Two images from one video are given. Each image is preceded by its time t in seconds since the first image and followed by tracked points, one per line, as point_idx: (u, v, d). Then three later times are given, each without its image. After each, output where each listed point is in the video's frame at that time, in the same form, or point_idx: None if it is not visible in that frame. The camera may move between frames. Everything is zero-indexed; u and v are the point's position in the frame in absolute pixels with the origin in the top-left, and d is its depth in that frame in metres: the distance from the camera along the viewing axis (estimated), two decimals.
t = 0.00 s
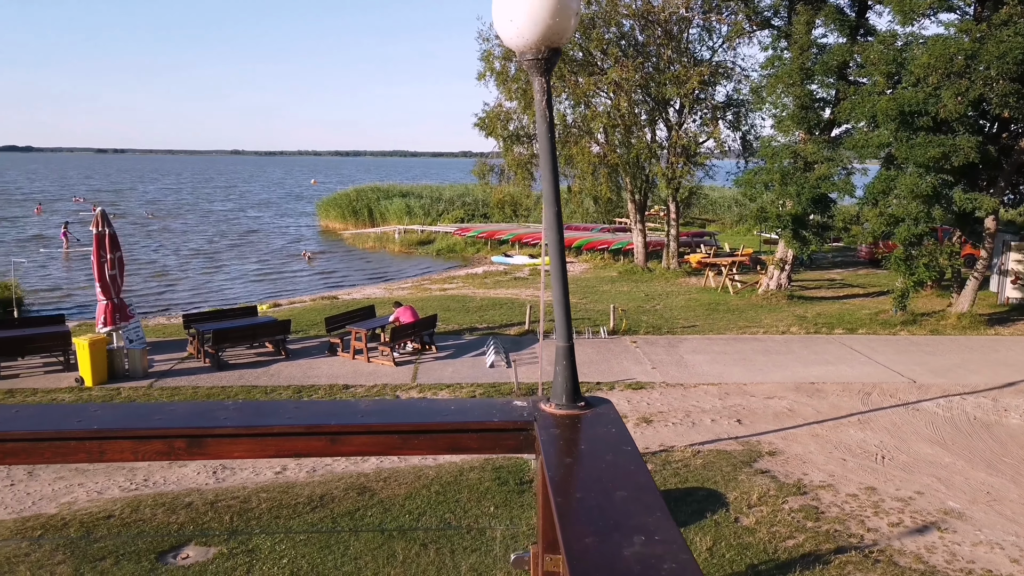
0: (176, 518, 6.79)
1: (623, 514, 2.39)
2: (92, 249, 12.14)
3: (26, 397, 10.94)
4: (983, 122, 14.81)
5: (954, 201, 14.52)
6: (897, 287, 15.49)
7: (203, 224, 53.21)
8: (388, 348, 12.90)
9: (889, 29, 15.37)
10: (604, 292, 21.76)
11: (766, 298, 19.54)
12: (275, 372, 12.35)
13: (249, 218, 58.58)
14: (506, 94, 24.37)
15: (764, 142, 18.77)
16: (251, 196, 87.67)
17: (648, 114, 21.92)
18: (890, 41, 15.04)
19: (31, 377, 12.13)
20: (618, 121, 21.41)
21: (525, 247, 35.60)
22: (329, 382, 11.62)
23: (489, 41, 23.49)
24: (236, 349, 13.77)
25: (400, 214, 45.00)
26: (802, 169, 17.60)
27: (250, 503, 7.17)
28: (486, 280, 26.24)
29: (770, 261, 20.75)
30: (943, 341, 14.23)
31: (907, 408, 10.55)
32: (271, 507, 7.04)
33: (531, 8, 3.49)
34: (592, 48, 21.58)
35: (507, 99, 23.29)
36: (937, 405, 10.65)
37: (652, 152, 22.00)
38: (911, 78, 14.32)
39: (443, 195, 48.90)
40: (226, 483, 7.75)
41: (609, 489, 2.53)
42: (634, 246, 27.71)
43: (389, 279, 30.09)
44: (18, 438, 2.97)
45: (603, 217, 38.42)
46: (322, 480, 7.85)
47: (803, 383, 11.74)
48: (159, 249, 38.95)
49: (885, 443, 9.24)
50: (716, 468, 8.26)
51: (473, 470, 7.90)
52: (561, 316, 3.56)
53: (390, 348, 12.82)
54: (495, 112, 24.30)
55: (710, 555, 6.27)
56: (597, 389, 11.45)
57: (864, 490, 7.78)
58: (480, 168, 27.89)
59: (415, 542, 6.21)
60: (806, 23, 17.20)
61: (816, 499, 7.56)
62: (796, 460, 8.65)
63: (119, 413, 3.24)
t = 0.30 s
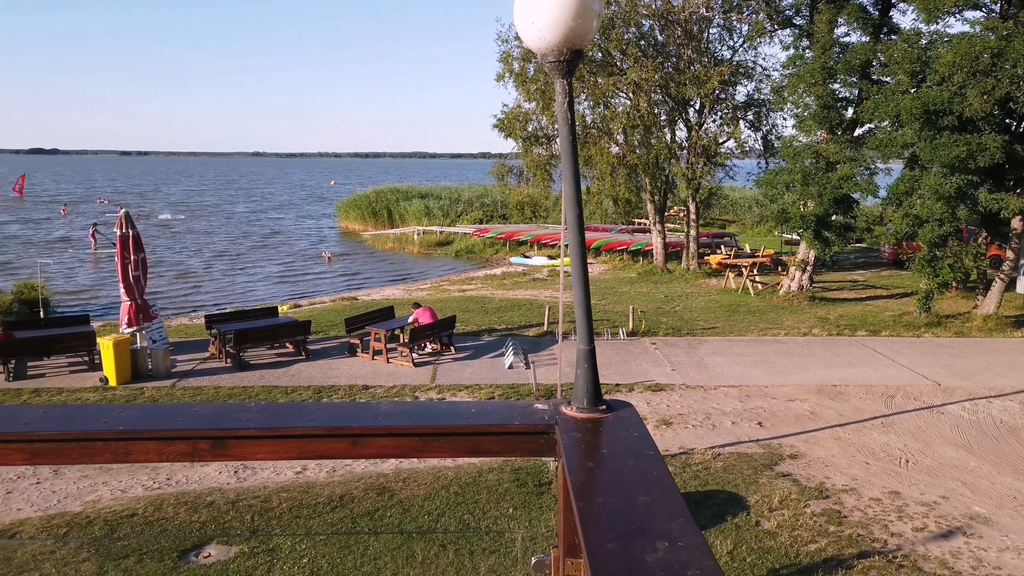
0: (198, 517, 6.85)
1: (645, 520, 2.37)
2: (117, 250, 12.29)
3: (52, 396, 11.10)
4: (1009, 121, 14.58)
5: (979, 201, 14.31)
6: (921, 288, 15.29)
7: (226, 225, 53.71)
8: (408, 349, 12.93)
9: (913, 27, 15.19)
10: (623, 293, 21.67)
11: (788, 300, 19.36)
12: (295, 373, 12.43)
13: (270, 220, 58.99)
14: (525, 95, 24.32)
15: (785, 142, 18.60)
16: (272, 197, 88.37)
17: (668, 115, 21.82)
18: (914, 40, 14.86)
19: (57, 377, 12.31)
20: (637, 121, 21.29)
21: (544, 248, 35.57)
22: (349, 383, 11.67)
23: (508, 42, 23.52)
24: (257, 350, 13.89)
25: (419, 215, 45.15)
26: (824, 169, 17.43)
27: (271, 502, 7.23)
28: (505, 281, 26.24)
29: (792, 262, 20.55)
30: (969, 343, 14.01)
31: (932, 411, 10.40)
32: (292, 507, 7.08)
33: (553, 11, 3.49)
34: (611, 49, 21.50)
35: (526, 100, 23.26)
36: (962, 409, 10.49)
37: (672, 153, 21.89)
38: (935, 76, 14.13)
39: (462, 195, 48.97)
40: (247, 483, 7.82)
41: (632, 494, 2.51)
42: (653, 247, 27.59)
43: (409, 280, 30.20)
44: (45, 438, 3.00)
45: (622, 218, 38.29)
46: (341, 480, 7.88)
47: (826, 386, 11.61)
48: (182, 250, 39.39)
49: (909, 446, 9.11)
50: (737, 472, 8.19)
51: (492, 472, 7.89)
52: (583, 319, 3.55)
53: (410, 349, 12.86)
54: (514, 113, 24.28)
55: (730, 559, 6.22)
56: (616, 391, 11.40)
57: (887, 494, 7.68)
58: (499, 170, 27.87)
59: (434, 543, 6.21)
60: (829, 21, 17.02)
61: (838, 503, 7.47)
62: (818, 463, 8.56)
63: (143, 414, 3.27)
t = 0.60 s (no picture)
0: (217, 516, 6.91)
1: (665, 526, 2.36)
2: (137, 250, 12.40)
3: (74, 395, 11.23)
4: None
5: (1002, 201, 14.12)
6: (942, 290, 15.10)
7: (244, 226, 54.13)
8: (424, 350, 12.96)
9: (935, 26, 15.01)
10: (640, 295, 21.59)
11: (806, 301, 19.20)
12: (313, 373, 12.50)
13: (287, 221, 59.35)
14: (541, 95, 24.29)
15: (804, 142, 18.44)
16: (290, 198, 88.92)
17: (685, 115, 21.71)
18: (936, 39, 14.69)
19: (79, 376, 12.45)
20: (654, 122, 21.19)
21: (560, 248, 35.52)
22: (366, 383, 11.71)
23: (525, 43, 23.49)
24: (275, 350, 13.98)
25: (435, 216, 45.26)
26: (843, 170, 17.27)
27: (289, 502, 7.27)
28: (521, 282, 26.23)
29: (810, 263, 20.38)
30: (991, 346, 13.82)
31: (953, 415, 10.27)
32: (309, 506, 7.12)
33: (572, 13, 3.49)
34: (628, 49, 21.41)
35: (542, 101, 23.23)
36: (984, 412, 10.35)
37: (689, 154, 21.78)
38: (957, 76, 13.96)
39: (478, 196, 48.96)
40: (265, 482, 7.87)
41: (652, 500, 2.50)
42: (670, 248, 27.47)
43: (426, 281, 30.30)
44: (68, 439, 3.03)
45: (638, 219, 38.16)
46: (358, 480, 7.91)
47: (845, 388, 11.51)
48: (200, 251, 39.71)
49: (931, 450, 9.00)
50: (755, 474, 8.14)
51: (508, 473, 7.88)
52: (600, 322, 3.54)
53: (426, 349, 12.89)
54: (530, 114, 24.26)
55: (749, 563, 6.18)
56: (633, 393, 11.36)
57: (908, 498, 7.59)
58: (515, 170, 27.86)
59: (450, 544, 6.23)
60: (848, 21, 16.86)
61: (858, 507, 7.40)
62: (838, 466, 8.48)
63: (163, 415, 3.29)
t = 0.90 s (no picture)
0: (235, 515, 6.95)
1: (685, 533, 2.34)
2: (157, 252, 12.52)
3: (95, 395, 11.36)
4: None
5: None
6: (964, 291, 14.90)
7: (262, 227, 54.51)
8: (440, 350, 12.98)
9: (957, 24, 14.83)
10: (657, 296, 21.50)
11: (825, 302, 19.03)
12: (330, 373, 12.56)
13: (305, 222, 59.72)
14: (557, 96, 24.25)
15: (823, 141, 18.27)
16: (307, 199, 89.43)
17: (703, 115, 21.60)
18: (958, 37, 14.52)
19: (100, 376, 12.59)
20: (671, 122, 21.07)
21: (576, 249, 35.46)
22: (383, 384, 11.74)
23: (541, 43, 23.48)
24: (292, 350, 14.06)
25: (452, 217, 45.34)
26: (863, 170, 17.09)
27: (306, 502, 7.30)
28: (537, 283, 26.22)
29: (829, 265, 20.19)
30: (1014, 348, 13.62)
31: (976, 418, 10.13)
32: (326, 506, 7.15)
33: (590, 16, 3.48)
34: (645, 49, 21.33)
35: (558, 101, 23.20)
36: (1008, 415, 10.20)
37: (706, 154, 21.65)
38: (979, 75, 13.78)
39: (494, 197, 48.97)
40: (283, 482, 7.93)
41: (670, 506, 2.49)
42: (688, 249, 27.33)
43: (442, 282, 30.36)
44: (90, 440, 3.06)
45: (655, 220, 38.01)
46: (375, 481, 7.93)
47: (865, 391, 11.39)
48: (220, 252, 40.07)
49: (953, 453, 8.88)
50: (773, 477, 8.07)
51: (524, 474, 7.87)
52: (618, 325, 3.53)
53: (442, 350, 12.91)
54: (546, 115, 24.24)
55: (767, 567, 6.12)
56: (650, 394, 11.31)
57: (929, 502, 7.50)
58: (532, 171, 27.83)
59: (466, 545, 6.23)
60: (868, 19, 16.70)
61: (878, 511, 7.31)
62: (857, 470, 8.39)
63: (184, 418, 3.31)
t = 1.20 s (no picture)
0: (253, 515, 6.99)
1: (706, 539, 2.32)
2: (177, 253, 12.61)
3: (115, 395, 11.47)
4: None
5: None
6: (987, 293, 14.70)
7: (279, 228, 54.86)
8: (456, 352, 13.00)
9: (979, 23, 14.64)
10: (674, 298, 21.40)
11: (845, 305, 18.85)
12: (347, 374, 12.61)
13: (322, 224, 60.05)
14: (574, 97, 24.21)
15: (842, 142, 18.09)
16: (324, 201, 89.89)
17: (721, 116, 21.49)
18: (980, 37, 14.33)
19: (120, 376, 12.71)
20: (688, 123, 20.97)
21: (593, 251, 35.39)
22: (399, 385, 11.77)
23: (558, 45, 23.44)
24: (309, 351, 14.13)
25: (468, 218, 45.43)
26: (883, 171, 16.90)
27: (323, 502, 7.33)
28: (553, 284, 26.19)
29: (849, 266, 20.00)
30: None
31: (998, 422, 9.98)
32: (343, 507, 7.17)
33: (610, 16, 3.47)
34: (662, 50, 21.24)
35: (575, 103, 23.17)
36: None
37: (724, 155, 21.54)
38: (1002, 74, 13.60)
39: (510, 198, 48.99)
40: (300, 482, 7.96)
41: (691, 511, 2.47)
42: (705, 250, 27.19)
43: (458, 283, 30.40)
44: (112, 442, 3.09)
45: (672, 222, 37.87)
46: (392, 482, 7.95)
47: (885, 394, 11.26)
48: (238, 253, 40.39)
49: (975, 458, 8.76)
50: (792, 481, 7.99)
51: (540, 476, 7.85)
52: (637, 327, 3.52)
53: (458, 352, 12.92)
54: (563, 116, 24.21)
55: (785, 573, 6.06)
56: (666, 397, 11.26)
57: (951, 507, 7.39)
58: (548, 172, 27.79)
59: (482, 546, 6.22)
60: (888, 19, 16.55)
61: (899, 515, 7.23)
62: (878, 474, 8.29)
63: (204, 419, 3.33)
